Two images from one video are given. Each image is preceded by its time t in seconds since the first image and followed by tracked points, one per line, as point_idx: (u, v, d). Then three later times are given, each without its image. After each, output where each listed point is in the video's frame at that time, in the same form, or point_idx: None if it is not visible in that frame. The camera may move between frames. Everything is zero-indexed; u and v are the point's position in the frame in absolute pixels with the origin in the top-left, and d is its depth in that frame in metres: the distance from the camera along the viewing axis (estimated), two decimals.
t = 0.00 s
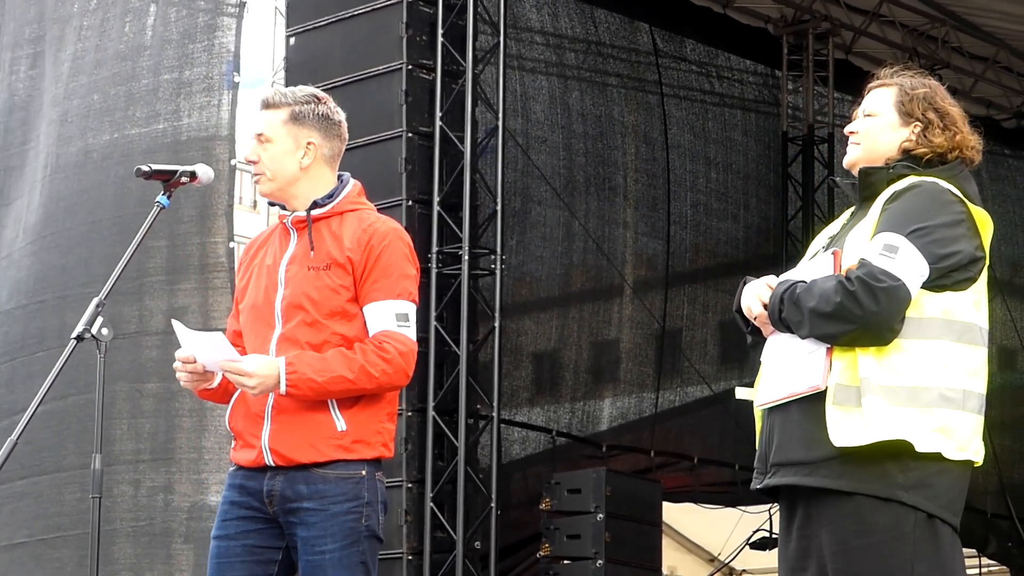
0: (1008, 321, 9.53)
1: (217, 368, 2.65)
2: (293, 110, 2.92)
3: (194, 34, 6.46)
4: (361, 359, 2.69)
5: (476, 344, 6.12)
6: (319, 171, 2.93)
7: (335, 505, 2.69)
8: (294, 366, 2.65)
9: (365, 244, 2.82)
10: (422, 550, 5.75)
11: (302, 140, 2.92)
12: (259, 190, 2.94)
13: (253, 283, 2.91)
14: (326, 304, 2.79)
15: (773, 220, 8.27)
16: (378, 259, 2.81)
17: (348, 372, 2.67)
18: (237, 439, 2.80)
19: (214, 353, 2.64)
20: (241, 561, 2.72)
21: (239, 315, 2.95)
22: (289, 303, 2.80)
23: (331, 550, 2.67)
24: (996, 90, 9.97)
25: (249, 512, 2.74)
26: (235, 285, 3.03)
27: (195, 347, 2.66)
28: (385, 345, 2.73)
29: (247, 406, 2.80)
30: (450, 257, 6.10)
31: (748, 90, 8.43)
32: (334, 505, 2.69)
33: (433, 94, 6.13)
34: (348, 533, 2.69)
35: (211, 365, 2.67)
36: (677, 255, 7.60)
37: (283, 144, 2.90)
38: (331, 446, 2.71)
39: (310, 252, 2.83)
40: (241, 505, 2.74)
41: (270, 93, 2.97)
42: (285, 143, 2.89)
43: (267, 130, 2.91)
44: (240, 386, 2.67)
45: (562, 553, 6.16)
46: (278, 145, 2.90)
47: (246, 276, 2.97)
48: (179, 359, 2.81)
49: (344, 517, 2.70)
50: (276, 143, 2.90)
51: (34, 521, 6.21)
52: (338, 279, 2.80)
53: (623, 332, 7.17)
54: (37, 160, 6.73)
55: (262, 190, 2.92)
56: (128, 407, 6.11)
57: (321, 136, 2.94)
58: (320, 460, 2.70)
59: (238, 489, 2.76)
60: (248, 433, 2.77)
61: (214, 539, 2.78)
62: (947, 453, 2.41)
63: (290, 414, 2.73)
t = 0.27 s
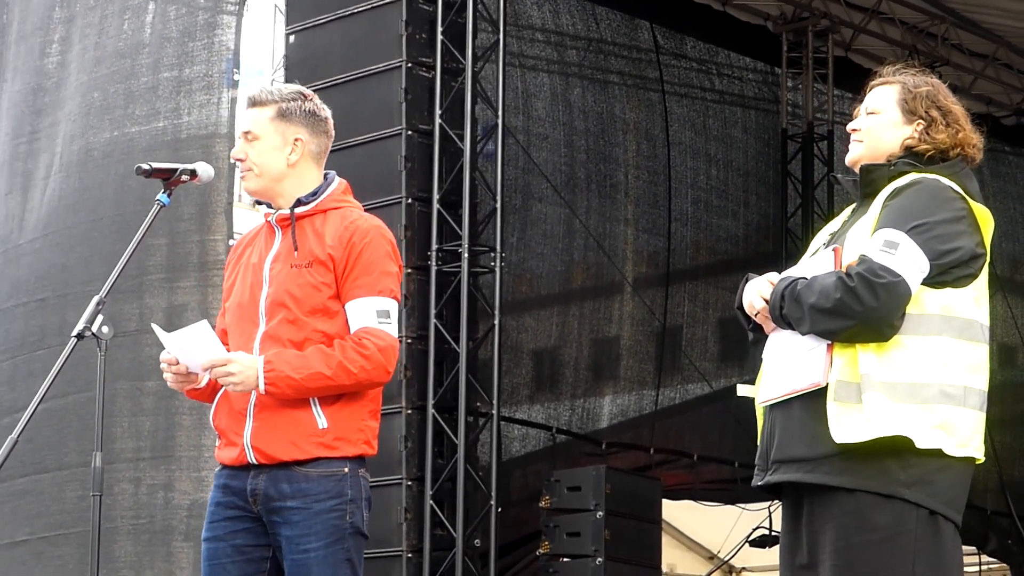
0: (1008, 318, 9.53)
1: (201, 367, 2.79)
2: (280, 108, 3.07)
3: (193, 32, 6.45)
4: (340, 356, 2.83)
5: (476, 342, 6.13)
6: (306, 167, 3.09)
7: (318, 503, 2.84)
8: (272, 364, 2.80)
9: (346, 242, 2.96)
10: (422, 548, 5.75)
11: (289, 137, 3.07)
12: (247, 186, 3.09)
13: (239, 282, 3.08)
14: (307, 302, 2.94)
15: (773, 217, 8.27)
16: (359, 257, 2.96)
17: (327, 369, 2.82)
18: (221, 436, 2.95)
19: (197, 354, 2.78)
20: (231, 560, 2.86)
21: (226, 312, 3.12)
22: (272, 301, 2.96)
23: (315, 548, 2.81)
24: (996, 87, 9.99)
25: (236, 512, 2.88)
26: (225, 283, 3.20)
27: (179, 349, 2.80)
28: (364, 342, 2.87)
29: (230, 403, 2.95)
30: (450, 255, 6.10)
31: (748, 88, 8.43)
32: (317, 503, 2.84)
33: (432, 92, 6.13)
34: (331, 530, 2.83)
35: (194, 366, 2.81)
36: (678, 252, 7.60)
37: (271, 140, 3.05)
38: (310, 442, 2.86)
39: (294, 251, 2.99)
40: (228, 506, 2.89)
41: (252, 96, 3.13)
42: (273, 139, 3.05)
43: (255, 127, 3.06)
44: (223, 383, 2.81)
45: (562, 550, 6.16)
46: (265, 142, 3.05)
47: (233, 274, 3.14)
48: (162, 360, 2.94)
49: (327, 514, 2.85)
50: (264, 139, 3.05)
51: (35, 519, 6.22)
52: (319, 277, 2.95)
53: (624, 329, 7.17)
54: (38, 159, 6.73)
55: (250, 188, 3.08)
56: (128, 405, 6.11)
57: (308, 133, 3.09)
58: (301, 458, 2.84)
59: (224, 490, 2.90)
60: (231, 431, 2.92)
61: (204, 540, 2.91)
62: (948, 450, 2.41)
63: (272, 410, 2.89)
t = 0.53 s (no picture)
0: (1010, 315, 9.53)
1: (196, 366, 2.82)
2: (269, 107, 3.10)
3: (195, 30, 6.41)
4: (334, 352, 2.85)
5: (479, 339, 6.13)
6: (293, 167, 3.11)
7: (309, 501, 2.84)
8: (268, 360, 2.80)
9: (335, 238, 2.98)
10: (425, 546, 5.75)
11: (278, 136, 3.09)
12: (233, 185, 3.09)
13: (222, 280, 3.08)
14: (296, 299, 2.95)
15: (775, 214, 8.27)
16: (348, 253, 2.97)
17: (323, 365, 2.83)
18: (205, 436, 2.95)
19: (194, 351, 2.81)
20: (220, 560, 2.86)
21: (206, 311, 3.11)
22: (259, 299, 2.97)
23: (308, 546, 2.82)
24: (997, 84, 9.99)
25: (224, 511, 2.88)
26: (202, 282, 3.20)
27: (173, 347, 2.83)
28: (358, 337, 2.88)
29: (216, 402, 2.96)
30: (452, 253, 6.08)
31: (751, 85, 8.43)
32: (308, 501, 2.84)
33: (434, 90, 6.13)
34: (323, 527, 2.84)
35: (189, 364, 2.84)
36: (681, 249, 7.60)
37: (260, 138, 3.07)
38: (301, 440, 2.86)
39: (280, 249, 3.00)
40: (215, 504, 2.88)
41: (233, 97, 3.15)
42: (262, 138, 3.06)
43: (244, 125, 3.08)
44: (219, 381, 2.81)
45: (566, 548, 6.16)
46: (254, 140, 3.07)
47: (214, 274, 3.14)
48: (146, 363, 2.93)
49: (318, 511, 2.85)
50: (253, 138, 3.07)
51: (39, 518, 6.22)
52: (307, 273, 2.96)
53: (627, 326, 7.17)
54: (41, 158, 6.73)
55: (237, 187, 3.08)
56: (131, 404, 6.11)
57: (295, 133, 3.12)
58: (292, 455, 2.84)
59: (211, 489, 2.90)
60: (217, 430, 2.92)
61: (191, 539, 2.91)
62: (960, 446, 2.41)
63: (260, 409, 2.89)
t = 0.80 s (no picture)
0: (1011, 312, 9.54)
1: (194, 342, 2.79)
2: (260, 119, 3.11)
3: (195, 28, 6.38)
4: (332, 336, 2.90)
5: (479, 337, 6.13)
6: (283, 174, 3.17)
7: (302, 494, 2.89)
8: (270, 340, 2.83)
9: (326, 233, 3.05)
10: (426, 543, 5.76)
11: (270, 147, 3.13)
12: (234, 202, 3.09)
13: (203, 280, 3.11)
14: (289, 291, 3.00)
15: (776, 211, 8.28)
16: (339, 248, 3.05)
17: (323, 348, 2.87)
18: (190, 431, 2.97)
19: (195, 328, 2.77)
20: (210, 556, 2.89)
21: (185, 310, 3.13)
22: (250, 294, 3.01)
23: (301, 538, 2.86)
24: (998, 81, 10.01)
25: (212, 506, 2.90)
26: (174, 283, 3.21)
27: (171, 322, 2.78)
28: (353, 325, 2.94)
29: (202, 398, 2.98)
30: (453, 250, 6.08)
31: (752, 82, 8.43)
32: (301, 494, 2.89)
33: (435, 87, 6.13)
34: (315, 520, 2.89)
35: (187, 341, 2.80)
36: (683, 246, 7.61)
37: (261, 153, 3.10)
38: (297, 431, 2.91)
39: (268, 246, 3.05)
40: (203, 500, 2.91)
41: (213, 109, 3.10)
42: (263, 152, 3.10)
43: (242, 142, 3.08)
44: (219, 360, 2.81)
45: (566, 545, 6.16)
46: (256, 155, 3.09)
47: (191, 274, 3.15)
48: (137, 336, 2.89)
49: (310, 504, 2.90)
50: (255, 154, 3.09)
51: (40, 516, 6.22)
52: (300, 266, 3.02)
53: (628, 323, 7.17)
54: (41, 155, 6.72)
55: (242, 203, 3.08)
56: (131, 402, 6.11)
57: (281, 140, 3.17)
58: (286, 446, 2.89)
59: (198, 484, 2.92)
60: (205, 424, 2.94)
61: (177, 536, 2.93)
62: (965, 443, 2.42)
63: (251, 401, 2.93)
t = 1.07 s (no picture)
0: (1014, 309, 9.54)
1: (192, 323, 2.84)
2: (254, 118, 3.18)
3: (196, 25, 6.36)
4: (327, 329, 2.96)
5: (482, 333, 6.13)
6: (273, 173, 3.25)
7: (304, 486, 2.95)
8: (268, 327, 2.89)
9: (322, 232, 3.13)
10: (429, 540, 5.76)
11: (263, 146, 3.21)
12: (235, 201, 3.14)
13: (193, 277, 3.15)
14: (285, 288, 3.07)
15: (778, 208, 8.28)
16: (332, 248, 3.13)
17: (319, 339, 2.93)
18: (185, 427, 3.00)
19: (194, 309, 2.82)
20: (209, 554, 2.94)
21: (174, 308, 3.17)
22: (247, 291, 3.08)
23: (304, 528, 2.92)
24: (1000, 77, 10.01)
25: (210, 503, 2.95)
26: (158, 282, 3.25)
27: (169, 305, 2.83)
28: (347, 322, 3.01)
29: (197, 394, 3.02)
30: (455, 247, 6.07)
31: (755, 78, 8.42)
32: (303, 486, 2.95)
33: (437, 84, 6.13)
34: (317, 512, 2.95)
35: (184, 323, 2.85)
36: (687, 242, 7.60)
37: (258, 151, 3.17)
38: (298, 427, 2.96)
39: (263, 245, 3.11)
40: (201, 497, 2.95)
41: (209, 111, 3.16)
42: (260, 151, 3.17)
43: (241, 141, 3.14)
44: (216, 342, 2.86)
45: (569, 542, 6.16)
46: (253, 153, 3.16)
47: (178, 271, 3.19)
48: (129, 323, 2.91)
49: (312, 496, 2.96)
50: (253, 152, 3.16)
51: (44, 514, 6.23)
52: (296, 263, 3.09)
53: (631, 320, 7.17)
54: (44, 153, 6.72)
55: (242, 204, 3.14)
56: (135, 400, 6.12)
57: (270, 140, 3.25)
58: (288, 442, 2.94)
59: (195, 482, 2.96)
60: (203, 420, 2.98)
61: (175, 535, 2.97)
62: (967, 440, 2.42)
63: (251, 397, 2.97)
